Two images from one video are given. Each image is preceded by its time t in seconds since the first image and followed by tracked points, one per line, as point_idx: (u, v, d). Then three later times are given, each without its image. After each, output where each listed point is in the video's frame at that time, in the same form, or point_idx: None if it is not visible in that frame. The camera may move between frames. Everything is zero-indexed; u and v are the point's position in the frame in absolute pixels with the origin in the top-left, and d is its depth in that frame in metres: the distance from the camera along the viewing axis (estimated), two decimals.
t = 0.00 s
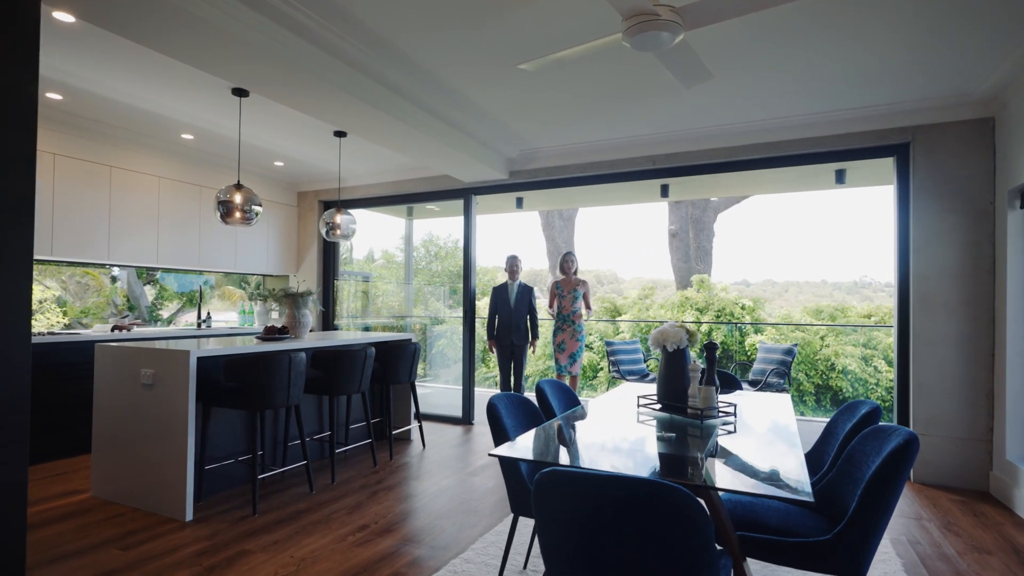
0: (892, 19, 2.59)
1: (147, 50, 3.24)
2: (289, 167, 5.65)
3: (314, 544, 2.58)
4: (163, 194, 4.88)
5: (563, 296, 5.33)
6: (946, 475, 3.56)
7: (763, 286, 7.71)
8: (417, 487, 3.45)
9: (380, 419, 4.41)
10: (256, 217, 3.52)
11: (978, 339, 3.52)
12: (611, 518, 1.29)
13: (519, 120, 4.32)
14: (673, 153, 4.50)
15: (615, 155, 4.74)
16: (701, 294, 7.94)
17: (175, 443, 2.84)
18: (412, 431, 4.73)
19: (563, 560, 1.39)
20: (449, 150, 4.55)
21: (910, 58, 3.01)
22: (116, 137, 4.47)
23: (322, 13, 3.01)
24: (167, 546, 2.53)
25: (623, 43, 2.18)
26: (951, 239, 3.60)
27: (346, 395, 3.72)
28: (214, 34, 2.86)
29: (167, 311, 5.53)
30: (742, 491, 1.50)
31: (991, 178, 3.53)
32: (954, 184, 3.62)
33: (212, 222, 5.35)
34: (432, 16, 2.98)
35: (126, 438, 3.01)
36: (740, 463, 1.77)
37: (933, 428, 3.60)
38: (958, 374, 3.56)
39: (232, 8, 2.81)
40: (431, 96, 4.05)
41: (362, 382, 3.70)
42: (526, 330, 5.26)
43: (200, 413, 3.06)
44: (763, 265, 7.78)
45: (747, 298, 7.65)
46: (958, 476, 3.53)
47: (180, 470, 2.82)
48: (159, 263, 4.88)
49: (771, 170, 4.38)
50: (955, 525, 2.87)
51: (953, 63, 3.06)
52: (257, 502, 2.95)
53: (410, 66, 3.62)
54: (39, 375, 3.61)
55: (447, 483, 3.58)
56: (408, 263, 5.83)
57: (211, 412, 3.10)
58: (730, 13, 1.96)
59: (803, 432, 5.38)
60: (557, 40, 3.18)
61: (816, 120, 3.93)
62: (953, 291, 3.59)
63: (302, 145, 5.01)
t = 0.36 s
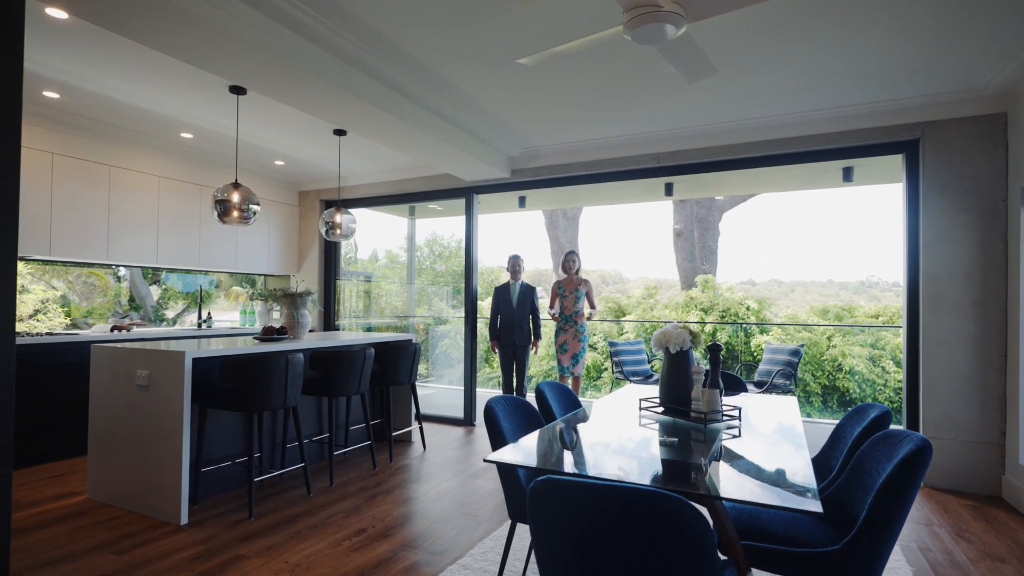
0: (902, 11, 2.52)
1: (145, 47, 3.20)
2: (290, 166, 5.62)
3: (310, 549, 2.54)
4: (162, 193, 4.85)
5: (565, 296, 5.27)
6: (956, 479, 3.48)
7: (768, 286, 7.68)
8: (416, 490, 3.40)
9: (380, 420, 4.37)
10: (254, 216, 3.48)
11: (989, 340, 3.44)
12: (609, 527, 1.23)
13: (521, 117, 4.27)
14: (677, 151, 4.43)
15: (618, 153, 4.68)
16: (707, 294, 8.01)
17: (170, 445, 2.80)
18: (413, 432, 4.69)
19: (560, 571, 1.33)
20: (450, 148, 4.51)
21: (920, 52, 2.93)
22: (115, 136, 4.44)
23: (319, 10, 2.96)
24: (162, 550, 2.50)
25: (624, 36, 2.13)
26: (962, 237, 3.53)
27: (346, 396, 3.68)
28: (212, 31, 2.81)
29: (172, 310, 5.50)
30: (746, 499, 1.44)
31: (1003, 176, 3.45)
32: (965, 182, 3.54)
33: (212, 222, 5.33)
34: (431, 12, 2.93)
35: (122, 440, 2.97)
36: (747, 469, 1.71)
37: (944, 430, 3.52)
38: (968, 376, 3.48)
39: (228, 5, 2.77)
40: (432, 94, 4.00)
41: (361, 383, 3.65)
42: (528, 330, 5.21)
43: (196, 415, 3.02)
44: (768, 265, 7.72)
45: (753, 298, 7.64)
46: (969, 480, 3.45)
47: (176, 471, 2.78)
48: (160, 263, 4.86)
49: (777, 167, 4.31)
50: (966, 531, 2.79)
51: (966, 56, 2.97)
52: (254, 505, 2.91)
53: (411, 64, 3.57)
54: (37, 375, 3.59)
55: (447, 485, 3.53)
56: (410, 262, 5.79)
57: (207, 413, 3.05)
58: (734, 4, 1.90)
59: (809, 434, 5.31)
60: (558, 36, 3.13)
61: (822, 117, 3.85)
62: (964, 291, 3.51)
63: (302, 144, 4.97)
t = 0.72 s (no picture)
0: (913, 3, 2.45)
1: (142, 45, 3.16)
2: (291, 165, 5.59)
3: (305, 554, 2.49)
4: (162, 193, 4.83)
5: (566, 296, 5.22)
6: (966, 484, 3.40)
7: (774, 286, 7.63)
8: (415, 493, 3.35)
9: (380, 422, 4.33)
10: (252, 215, 3.44)
11: (1001, 341, 3.36)
12: (605, 540, 1.18)
13: (522, 115, 4.22)
14: (681, 149, 4.37)
15: (622, 151, 4.62)
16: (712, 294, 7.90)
17: (164, 447, 2.76)
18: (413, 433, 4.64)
19: None
20: (451, 147, 4.46)
21: (931, 46, 2.86)
22: (114, 134, 4.42)
23: (317, 6, 2.92)
24: (155, 554, 2.46)
25: (625, 28, 2.08)
26: (973, 236, 3.45)
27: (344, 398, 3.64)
28: (208, 29, 2.78)
29: (178, 311, 5.59)
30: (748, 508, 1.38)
31: (1016, 173, 3.37)
32: (976, 180, 3.46)
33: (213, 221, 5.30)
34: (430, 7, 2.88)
35: (117, 441, 2.93)
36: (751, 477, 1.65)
37: (954, 434, 3.44)
38: (980, 378, 3.40)
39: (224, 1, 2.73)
40: (433, 91, 3.95)
41: (359, 385, 3.61)
42: (531, 331, 5.16)
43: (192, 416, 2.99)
44: (774, 264, 7.64)
45: (758, 297, 7.68)
46: (980, 484, 3.37)
47: (171, 474, 2.74)
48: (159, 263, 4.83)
49: (783, 165, 4.23)
50: (978, 538, 2.72)
51: (977, 50, 2.90)
52: (249, 508, 2.87)
53: (410, 61, 3.52)
54: (36, 375, 3.57)
55: (447, 488, 3.48)
56: (412, 262, 5.74)
57: (204, 415, 3.02)
58: None
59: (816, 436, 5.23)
60: (559, 31, 3.07)
61: (830, 113, 3.78)
62: (975, 291, 3.43)
63: (303, 143, 4.94)
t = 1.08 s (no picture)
0: None
1: (138, 42, 3.13)
2: (291, 164, 5.56)
3: (299, 559, 2.45)
4: (162, 192, 4.80)
5: (570, 296, 5.17)
6: (978, 489, 3.32)
7: (781, 286, 7.52)
8: (414, 496, 3.30)
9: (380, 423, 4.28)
10: (249, 215, 3.41)
11: (1013, 343, 3.28)
12: (597, 553, 1.12)
13: (524, 113, 4.16)
14: (684, 146, 4.31)
15: (625, 149, 4.55)
16: (717, 294, 7.94)
17: (158, 450, 2.73)
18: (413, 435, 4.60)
19: None
20: (452, 145, 4.41)
21: (941, 39, 2.78)
22: (112, 133, 4.39)
23: (314, 2, 2.87)
24: (148, 559, 2.42)
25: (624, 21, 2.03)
26: (984, 235, 3.37)
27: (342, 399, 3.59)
28: (204, 26, 2.74)
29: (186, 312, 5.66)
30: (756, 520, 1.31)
31: None
32: (986, 178, 3.38)
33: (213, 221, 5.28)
34: (429, 3, 2.83)
35: (113, 443, 2.90)
36: (754, 484, 1.59)
37: (965, 437, 3.37)
38: (991, 380, 3.32)
39: None
40: (433, 89, 3.90)
41: (357, 386, 3.56)
42: (533, 331, 5.10)
43: (187, 418, 2.95)
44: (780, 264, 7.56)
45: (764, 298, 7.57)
46: (991, 489, 3.29)
47: (164, 477, 2.70)
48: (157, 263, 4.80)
49: (788, 163, 4.16)
50: (990, 545, 2.64)
51: (990, 43, 2.82)
52: (244, 511, 2.83)
53: (410, 59, 3.47)
54: (35, 375, 3.56)
55: (446, 491, 3.42)
56: (414, 262, 5.68)
57: (199, 417, 2.98)
58: None
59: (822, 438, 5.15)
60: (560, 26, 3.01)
61: (837, 109, 3.71)
62: (986, 291, 3.36)
63: (302, 142, 4.90)
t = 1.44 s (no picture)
0: None
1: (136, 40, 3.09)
2: (292, 164, 5.53)
3: (294, 565, 2.40)
4: (161, 192, 4.77)
5: (575, 296, 5.10)
6: (990, 493, 3.24)
7: (786, 286, 7.45)
8: (414, 500, 3.25)
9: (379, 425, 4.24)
10: (247, 214, 3.36)
11: None
12: (595, 568, 1.06)
13: (526, 111, 4.11)
14: (689, 144, 4.24)
15: (629, 147, 4.48)
16: (722, 294, 7.88)
17: (153, 453, 2.68)
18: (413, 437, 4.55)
19: None
20: (454, 144, 4.36)
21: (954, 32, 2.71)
22: (111, 132, 4.36)
23: None
24: (141, 563, 2.38)
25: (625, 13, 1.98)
26: (997, 234, 3.29)
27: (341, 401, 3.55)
28: (202, 23, 2.70)
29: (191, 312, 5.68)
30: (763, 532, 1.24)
31: None
32: (999, 175, 3.31)
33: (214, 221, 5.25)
34: None
35: (108, 445, 2.86)
36: (759, 492, 1.55)
37: (978, 441, 3.29)
38: (1004, 382, 3.25)
39: None
40: (434, 87, 3.85)
41: (356, 387, 3.52)
42: (535, 331, 5.05)
43: (183, 420, 2.91)
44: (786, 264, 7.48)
45: (769, 298, 7.48)
46: (1004, 493, 3.22)
47: (159, 481, 2.66)
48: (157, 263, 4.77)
49: (795, 161, 4.09)
50: (1004, 552, 2.57)
51: (1004, 36, 2.75)
52: (240, 515, 2.79)
53: (410, 56, 3.42)
54: (34, 376, 3.54)
55: (446, 494, 3.37)
56: (416, 263, 5.63)
57: (195, 419, 2.94)
58: None
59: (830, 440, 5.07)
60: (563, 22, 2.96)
61: (845, 106, 3.63)
62: (998, 291, 3.28)
63: (302, 140, 4.86)
